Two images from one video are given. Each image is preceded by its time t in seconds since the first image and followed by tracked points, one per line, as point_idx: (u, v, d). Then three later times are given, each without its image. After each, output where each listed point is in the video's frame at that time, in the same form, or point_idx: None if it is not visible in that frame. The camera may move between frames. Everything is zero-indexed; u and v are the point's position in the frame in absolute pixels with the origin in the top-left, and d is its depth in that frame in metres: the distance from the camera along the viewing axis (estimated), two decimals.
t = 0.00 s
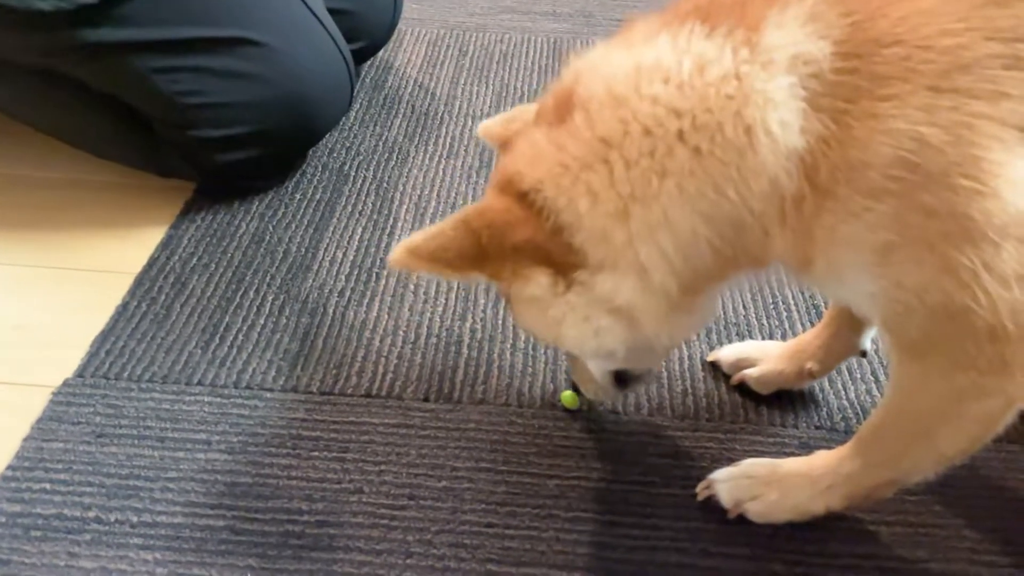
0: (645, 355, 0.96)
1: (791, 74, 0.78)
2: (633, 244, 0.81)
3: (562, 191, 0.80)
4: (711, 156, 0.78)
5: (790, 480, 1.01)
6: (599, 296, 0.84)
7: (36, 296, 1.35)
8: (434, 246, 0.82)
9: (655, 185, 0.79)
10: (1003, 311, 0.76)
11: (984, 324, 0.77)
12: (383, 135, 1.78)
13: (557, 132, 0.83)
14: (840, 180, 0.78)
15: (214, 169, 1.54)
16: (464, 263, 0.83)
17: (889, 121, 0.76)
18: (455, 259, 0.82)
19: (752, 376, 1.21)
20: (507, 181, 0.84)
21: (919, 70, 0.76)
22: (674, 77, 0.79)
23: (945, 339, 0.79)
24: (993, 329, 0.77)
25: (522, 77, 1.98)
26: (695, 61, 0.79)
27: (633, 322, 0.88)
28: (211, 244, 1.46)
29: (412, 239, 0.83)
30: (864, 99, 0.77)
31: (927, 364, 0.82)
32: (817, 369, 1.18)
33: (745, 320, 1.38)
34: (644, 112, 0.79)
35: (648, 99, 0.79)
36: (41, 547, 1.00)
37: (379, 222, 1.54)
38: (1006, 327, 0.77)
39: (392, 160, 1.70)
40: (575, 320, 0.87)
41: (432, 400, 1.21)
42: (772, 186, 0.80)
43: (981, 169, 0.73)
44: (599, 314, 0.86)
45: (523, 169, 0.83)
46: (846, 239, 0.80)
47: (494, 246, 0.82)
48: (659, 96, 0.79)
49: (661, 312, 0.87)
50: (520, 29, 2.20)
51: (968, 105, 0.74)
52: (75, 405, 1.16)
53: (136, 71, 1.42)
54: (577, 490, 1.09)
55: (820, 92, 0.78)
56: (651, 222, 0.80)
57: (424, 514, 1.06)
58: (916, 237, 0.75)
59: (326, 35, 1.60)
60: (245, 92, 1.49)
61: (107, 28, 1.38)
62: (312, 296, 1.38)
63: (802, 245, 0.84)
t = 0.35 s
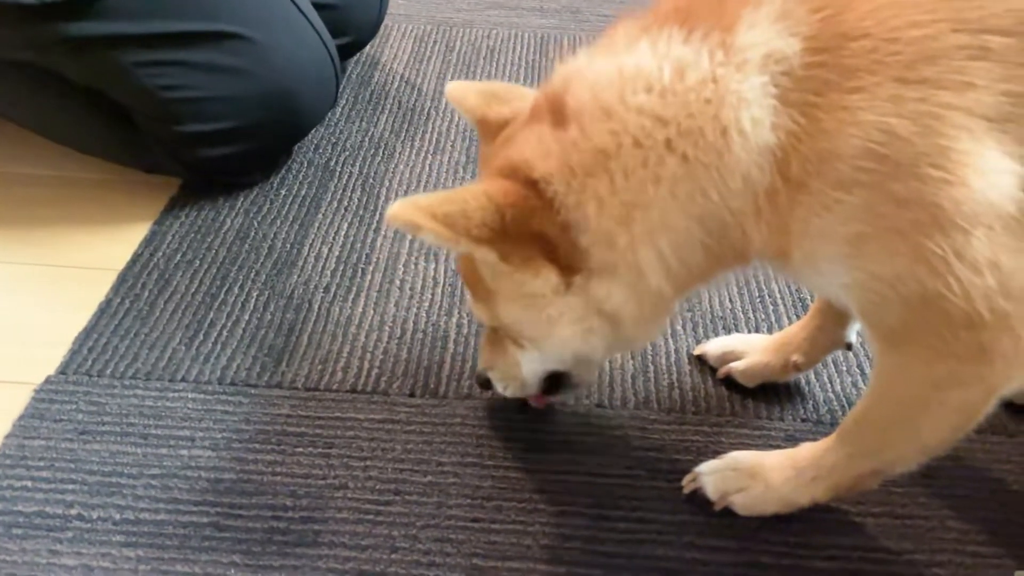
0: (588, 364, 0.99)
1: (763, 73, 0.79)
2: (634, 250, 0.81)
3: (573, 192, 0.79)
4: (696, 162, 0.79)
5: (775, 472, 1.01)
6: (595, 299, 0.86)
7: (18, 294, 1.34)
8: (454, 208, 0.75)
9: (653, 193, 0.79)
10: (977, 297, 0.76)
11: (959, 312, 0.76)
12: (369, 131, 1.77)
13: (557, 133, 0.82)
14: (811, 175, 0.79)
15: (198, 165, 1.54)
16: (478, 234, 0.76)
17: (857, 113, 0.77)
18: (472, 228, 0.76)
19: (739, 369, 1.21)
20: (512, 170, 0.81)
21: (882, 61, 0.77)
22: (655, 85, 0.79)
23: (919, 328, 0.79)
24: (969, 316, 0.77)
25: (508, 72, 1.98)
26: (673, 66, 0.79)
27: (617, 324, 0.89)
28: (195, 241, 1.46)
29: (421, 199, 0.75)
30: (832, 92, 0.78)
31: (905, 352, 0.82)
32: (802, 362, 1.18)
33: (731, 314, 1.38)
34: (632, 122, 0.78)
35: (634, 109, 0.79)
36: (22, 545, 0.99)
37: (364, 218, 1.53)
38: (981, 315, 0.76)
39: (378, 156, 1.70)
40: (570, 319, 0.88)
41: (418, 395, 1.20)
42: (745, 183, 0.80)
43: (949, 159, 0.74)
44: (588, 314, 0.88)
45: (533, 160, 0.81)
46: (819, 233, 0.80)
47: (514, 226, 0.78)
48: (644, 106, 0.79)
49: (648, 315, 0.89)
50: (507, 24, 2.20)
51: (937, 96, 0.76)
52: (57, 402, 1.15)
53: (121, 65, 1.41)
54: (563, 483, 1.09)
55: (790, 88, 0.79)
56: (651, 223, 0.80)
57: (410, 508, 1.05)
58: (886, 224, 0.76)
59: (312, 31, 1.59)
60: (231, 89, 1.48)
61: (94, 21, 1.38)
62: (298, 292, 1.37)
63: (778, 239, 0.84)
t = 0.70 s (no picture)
0: (571, 317, 0.98)
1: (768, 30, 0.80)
2: (602, 192, 0.81)
3: (536, 124, 0.79)
4: (686, 110, 0.79)
5: (768, 471, 1.02)
6: (565, 242, 0.85)
7: (11, 293, 1.34)
8: (397, 147, 0.72)
9: (632, 133, 0.79)
10: (954, 278, 0.77)
11: (937, 293, 0.77)
12: (360, 130, 1.76)
13: (530, 65, 0.82)
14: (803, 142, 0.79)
15: (190, 162, 1.53)
16: (424, 172, 0.75)
17: (855, 87, 0.77)
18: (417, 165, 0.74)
19: (731, 367, 1.22)
20: (469, 106, 0.81)
21: (887, 36, 0.78)
22: (656, 25, 0.79)
23: (898, 307, 0.80)
24: (945, 296, 0.77)
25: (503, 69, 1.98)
26: (676, 12, 0.80)
27: (589, 272, 0.89)
28: (188, 240, 1.46)
29: (363, 141, 0.73)
30: (834, 63, 0.79)
31: (885, 333, 0.82)
32: (795, 359, 1.19)
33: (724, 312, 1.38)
34: (624, 54, 0.79)
35: (630, 42, 0.79)
36: (14, 545, 0.99)
37: (357, 218, 1.53)
38: (957, 296, 0.77)
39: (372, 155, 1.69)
40: (538, 261, 0.87)
41: (411, 394, 1.20)
42: (741, 147, 0.81)
43: (942, 138, 0.75)
44: (560, 258, 0.87)
45: (491, 93, 0.81)
46: (804, 207, 0.81)
47: (462, 163, 0.77)
48: (642, 41, 0.79)
49: (621, 265, 0.89)
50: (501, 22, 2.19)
51: (934, 75, 0.76)
52: (50, 401, 1.15)
53: (114, 63, 1.41)
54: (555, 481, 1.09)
55: (793, 52, 0.80)
56: (624, 172, 0.80)
57: (402, 507, 1.05)
58: (873, 203, 0.76)
59: (304, 29, 1.59)
60: (224, 87, 1.48)
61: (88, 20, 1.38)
62: (291, 290, 1.37)
63: (760, 208, 0.85)
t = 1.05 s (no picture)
0: (540, 288, 0.99)
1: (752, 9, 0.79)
2: (580, 167, 0.82)
3: (516, 94, 0.79)
4: (667, 87, 0.79)
5: (759, 470, 1.02)
6: (539, 215, 0.86)
7: (1, 294, 1.34)
8: (371, 109, 0.72)
9: (612, 109, 0.79)
10: (922, 259, 0.78)
11: (904, 275, 0.78)
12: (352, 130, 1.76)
13: (512, 29, 0.81)
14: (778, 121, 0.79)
15: (181, 163, 1.53)
16: (396, 136, 0.74)
17: (834, 66, 0.77)
18: (390, 130, 0.73)
19: (723, 366, 1.22)
20: (448, 68, 0.80)
21: (866, 17, 0.78)
22: None
23: (866, 288, 0.81)
24: (911, 279, 0.79)
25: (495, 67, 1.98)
26: None
27: (561, 247, 0.90)
28: (180, 240, 1.45)
29: (336, 100, 0.72)
30: (814, 42, 0.79)
31: (856, 318, 0.83)
32: (786, 358, 1.19)
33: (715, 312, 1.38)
34: (608, 29, 0.78)
35: (614, 16, 0.78)
36: (6, 548, 0.99)
37: (350, 218, 1.53)
38: (923, 277, 0.79)
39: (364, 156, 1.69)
40: (510, 233, 0.88)
41: (403, 394, 1.20)
42: (719, 126, 0.80)
43: (916, 120, 0.75)
44: (532, 230, 0.87)
45: (473, 60, 0.80)
46: (777, 184, 0.81)
47: (436, 130, 0.77)
48: (626, 15, 0.78)
49: (593, 241, 0.90)
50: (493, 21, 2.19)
51: (911, 57, 0.77)
52: (41, 403, 1.15)
53: (101, 62, 1.41)
54: (548, 481, 1.10)
55: (774, 31, 0.79)
56: (602, 147, 0.81)
57: (396, 508, 1.05)
58: (849, 184, 0.77)
59: (293, 28, 1.59)
60: (212, 86, 1.48)
61: (75, 15, 1.38)
62: (283, 291, 1.37)
63: (735, 184, 0.84)
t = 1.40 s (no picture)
0: (533, 302, 1.01)
1: (736, 10, 0.80)
2: (572, 174, 0.82)
3: (506, 111, 0.80)
4: (654, 92, 0.79)
5: (755, 469, 1.02)
6: (529, 227, 0.86)
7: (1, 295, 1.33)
8: (357, 142, 0.75)
9: (602, 117, 0.80)
10: (911, 253, 0.77)
11: (894, 270, 0.78)
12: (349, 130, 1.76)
13: (503, 51, 0.82)
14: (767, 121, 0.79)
15: (178, 163, 1.52)
16: (383, 168, 0.77)
17: (818, 63, 0.78)
18: (375, 161, 0.77)
19: (722, 365, 1.22)
20: (443, 92, 0.82)
21: (847, 13, 0.78)
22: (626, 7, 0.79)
23: (858, 283, 0.80)
24: (902, 273, 0.78)
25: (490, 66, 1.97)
26: None
27: (553, 260, 0.91)
28: (176, 239, 1.45)
29: (327, 132, 0.76)
30: (801, 41, 0.79)
31: (847, 313, 0.83)
32: (784, 357, 1.19)
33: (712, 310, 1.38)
34: (594, 40, 0.79)
35: (599, 27, 0.79)
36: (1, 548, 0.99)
37: (346, 217, 1.53)
38: (914, 271, 0.78)
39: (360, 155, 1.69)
40: (500, 248, 0.88)
41: (400, 394, 1.20)
42: (708, 126, 0.80)
43: (901, 117, 0.76)
44: (523, 245, 0.88)
45: (464, 82, 0.81)
46: (769, 181, 0.80)
47: (422, 156, 0.79)
48: (610, 26, 0.79)
49: (585, 254, 0.90)
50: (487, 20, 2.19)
51: (894, 54, 0.77)
52: (36, 403, 1.14)
53: (99, 62, 1.40)
54: (546, 480, 1.10)
55: (758, 30, 0.80)
56: (594, 156, 0.81)
57: (392, 507, 1.05)
58: (836, 177, 0.77)
59: (288, 26, 1.59)
60: (208, 85, 1.48)
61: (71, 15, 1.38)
62: (279, 290, 1.37)
63: (725, 186, 0.84)
